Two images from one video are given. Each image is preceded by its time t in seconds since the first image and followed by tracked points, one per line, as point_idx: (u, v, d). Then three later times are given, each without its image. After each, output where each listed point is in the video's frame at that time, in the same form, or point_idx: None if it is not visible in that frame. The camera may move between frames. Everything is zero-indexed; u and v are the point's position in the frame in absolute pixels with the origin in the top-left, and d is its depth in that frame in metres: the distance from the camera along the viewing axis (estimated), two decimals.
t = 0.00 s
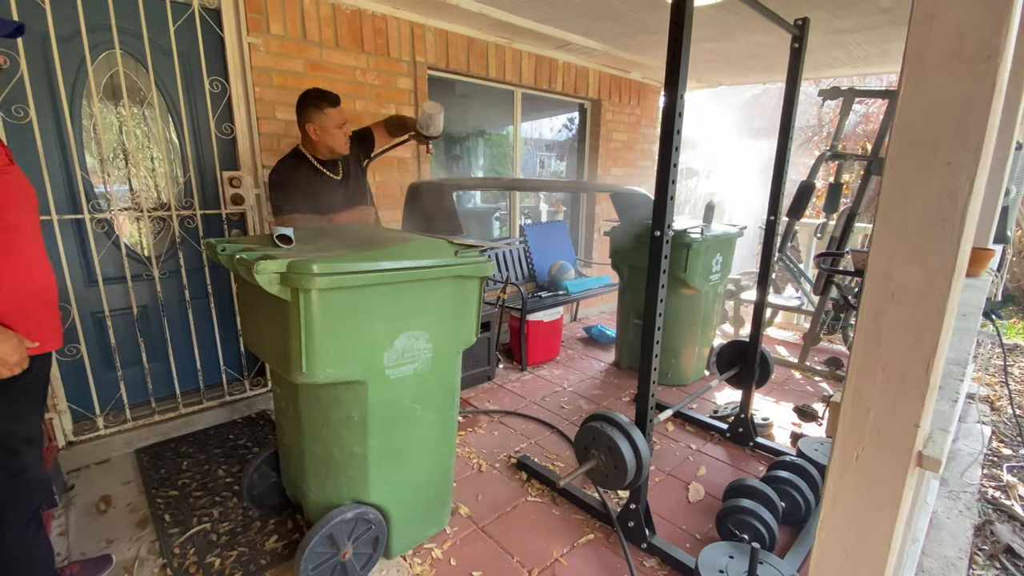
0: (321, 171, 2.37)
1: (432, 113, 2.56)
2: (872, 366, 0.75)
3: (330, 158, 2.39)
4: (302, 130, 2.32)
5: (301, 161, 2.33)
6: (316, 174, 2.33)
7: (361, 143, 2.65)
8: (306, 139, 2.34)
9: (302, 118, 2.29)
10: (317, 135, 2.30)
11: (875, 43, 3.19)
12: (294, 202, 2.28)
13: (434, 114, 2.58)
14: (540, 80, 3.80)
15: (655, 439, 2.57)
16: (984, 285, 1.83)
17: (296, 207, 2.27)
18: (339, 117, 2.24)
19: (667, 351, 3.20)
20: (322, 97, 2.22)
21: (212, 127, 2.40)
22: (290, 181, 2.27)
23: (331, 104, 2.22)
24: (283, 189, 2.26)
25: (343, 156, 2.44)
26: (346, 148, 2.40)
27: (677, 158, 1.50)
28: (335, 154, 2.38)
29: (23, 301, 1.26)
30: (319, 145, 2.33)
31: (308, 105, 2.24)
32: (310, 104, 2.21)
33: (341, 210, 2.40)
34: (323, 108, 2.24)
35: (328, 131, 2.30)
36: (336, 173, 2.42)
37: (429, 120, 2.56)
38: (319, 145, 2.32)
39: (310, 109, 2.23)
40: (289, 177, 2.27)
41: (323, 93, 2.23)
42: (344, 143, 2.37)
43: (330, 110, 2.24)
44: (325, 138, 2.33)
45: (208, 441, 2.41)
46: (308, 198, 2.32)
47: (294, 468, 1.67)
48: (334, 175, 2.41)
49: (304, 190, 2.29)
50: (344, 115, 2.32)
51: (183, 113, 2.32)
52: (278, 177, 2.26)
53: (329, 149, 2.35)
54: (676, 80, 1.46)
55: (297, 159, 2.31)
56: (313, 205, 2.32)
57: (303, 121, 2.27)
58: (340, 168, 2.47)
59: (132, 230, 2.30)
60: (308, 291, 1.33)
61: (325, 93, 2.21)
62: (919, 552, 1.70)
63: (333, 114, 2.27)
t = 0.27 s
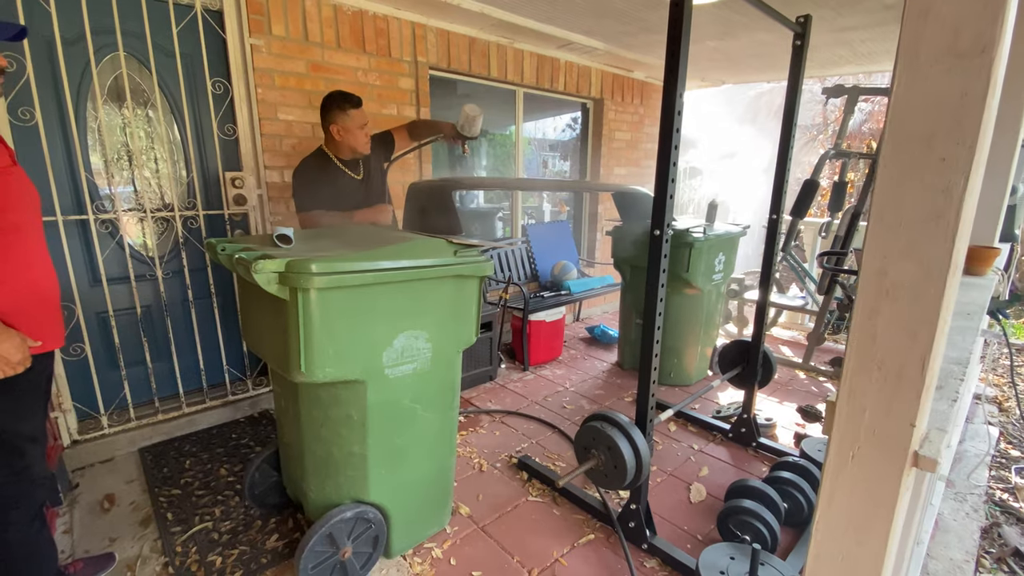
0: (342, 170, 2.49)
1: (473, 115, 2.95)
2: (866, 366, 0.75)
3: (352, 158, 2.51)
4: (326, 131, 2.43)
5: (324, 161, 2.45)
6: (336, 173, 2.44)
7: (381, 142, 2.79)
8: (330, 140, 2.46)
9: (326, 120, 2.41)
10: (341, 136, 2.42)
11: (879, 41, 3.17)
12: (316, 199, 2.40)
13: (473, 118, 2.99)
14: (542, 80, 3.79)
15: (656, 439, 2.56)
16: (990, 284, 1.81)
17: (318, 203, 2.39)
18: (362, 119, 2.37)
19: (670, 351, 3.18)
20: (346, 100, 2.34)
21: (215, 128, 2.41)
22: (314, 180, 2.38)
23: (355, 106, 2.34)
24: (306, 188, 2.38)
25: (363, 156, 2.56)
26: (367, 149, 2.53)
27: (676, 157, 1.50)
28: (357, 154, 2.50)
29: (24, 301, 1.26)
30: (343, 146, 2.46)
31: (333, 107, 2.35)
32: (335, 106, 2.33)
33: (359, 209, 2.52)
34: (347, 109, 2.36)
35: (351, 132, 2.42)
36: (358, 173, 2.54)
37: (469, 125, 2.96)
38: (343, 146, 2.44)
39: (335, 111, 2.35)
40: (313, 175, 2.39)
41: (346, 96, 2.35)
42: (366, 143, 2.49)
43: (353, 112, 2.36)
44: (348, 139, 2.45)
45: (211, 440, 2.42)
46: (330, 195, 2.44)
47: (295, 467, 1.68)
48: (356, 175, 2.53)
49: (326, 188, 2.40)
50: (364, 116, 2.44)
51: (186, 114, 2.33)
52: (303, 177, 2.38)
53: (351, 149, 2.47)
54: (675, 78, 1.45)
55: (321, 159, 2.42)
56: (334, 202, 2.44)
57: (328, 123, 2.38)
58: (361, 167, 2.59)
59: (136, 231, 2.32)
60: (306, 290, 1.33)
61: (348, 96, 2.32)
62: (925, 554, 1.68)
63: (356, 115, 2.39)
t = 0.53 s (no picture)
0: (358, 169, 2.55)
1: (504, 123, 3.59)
2: (854, 371, 0.73)
3: (367, 159, 2.60)
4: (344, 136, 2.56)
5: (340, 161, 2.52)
6: (351, 172, 2.51)
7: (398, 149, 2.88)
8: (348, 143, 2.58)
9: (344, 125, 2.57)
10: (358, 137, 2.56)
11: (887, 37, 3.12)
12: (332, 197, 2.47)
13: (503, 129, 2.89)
14: (545, 80, 3.78)
15: (659, 441, 2.53)
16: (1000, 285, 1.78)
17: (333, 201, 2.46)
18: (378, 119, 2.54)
19: (673, 352, 3.15)
20: (362, 104, 2.53)
21: (216, 130, 2.42)
22: (330, 178, 2.46)
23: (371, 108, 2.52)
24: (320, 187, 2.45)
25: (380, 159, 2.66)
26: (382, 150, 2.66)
27: (674, 155, 1.48)
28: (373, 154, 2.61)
29: (19, 302, 1.27)
30: (360, 147, 2.58)
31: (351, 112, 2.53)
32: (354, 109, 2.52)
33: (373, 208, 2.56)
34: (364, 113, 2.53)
35: (368, 134, 2.56)
36: (373, 173, 2.61)
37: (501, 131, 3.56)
38: (360, 146, 2.57)
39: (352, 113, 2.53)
40: (329, 175, 2.46)
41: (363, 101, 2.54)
42: (381, 144, 2.66)
43: (370, 112, 2.54)
44: (364, 141, 2.59)
45: (212, 440, 2.43)
46: (344, 195, 2.49)
47: (290, 468, 1.68)
48: (371, 175, 2.59)
49: (342, 185, 2.47)
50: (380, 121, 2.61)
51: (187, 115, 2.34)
52: (317, 176, 2.44)
53: (367, 149, 2.60)
54: (672, 75, 1.43)
55: (337, 159, 2.50)
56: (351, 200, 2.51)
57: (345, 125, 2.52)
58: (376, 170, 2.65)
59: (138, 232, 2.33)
60: (298, 291, 1.33)
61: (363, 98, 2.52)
62: (931, 561, 1.64)
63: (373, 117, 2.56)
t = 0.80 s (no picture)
0: (362, 172, 2.57)
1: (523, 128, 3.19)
2: (823, 385, 0.70)
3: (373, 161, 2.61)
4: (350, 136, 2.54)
5: (345, 162, 2.55)
6: (355, 174, 2.55)
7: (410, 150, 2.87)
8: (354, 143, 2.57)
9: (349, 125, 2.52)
10: (364, 139, 2.53)
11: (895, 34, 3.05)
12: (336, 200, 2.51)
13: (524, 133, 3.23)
14: (547, 81, 3.75)
15: (658, 447, 2.49)
16: (1009, 289, 1.73)
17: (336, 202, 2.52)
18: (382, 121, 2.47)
19: (675, 356, 3.10)
20: (367, 104, 2.45)
21: (214, 132, 2.43)
22: (333, 180, 2.52)
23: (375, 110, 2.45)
24: (323, 189, 2.51)
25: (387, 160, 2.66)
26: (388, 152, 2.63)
27: (665, 157, 1.44)
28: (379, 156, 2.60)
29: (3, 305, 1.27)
30: (365, 149, 2.57)
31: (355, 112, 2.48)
32: (358, 112, 2.46)
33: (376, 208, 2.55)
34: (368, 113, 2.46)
35: (373, 136, 2.53)
36: (378, 176, 2.62)
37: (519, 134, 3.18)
38: (364, 148, 2.55)
39: (357, 115, 2.47)
40: (331, 177, 2.52)
41: (366, 101, 2.46)
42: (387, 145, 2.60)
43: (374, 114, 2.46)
44: (370, 142, 2.56)
45: (209, 442, 2.44)
46: (348, 196, 2.54)
47: (278, 472, 1.67)
48: (375, 178, 2.61)
49: (346, 188, 2.51)
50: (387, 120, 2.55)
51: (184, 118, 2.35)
52: (320, 178, 2.51)
53: (373, 151, 2.58)
54: (662, 74, 1.39)
55: (342, 161, 2.54)
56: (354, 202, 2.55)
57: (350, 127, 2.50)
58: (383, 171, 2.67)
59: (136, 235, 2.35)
60: (281, 295, 1.32)
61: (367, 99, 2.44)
62: None
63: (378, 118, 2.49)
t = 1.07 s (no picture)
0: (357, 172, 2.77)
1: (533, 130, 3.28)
2: (771, 407, 0.68)
3: (367, 164, 2.82)
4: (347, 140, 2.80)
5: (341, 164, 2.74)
6: (350, 174, 2.73)
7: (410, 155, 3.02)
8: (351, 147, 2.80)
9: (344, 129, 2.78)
10: (358, 142, 2.80)
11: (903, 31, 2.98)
12: (326, 198, 2.69)
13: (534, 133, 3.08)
14: (548, 82, 3.73)
15: (653, 453, 2.45)
16: (1011, 296, 1.68)
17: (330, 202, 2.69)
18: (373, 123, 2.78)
19: (674, 360, 3.05)
20: (359, 110, 2.76)
21: (209, 135, 2.44)
22: (327, 179, 2.68)
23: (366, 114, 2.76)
24: (317, 189, 2.67)
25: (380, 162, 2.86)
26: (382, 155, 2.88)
27: (649, 160, 1.41)
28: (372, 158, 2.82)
29: None
30: (359, 151, 2.81)
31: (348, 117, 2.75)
32: (349, 116, 2.74)
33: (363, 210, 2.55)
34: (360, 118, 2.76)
35: (366, 138, 2.80)
36: (372, 176, 2.81)
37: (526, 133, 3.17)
38: (358, 151, 2.80)
39: (348, 119, 2.75)
40: (326, 177, 2.68)
41: (360, 109, 2.77)
42: (380, 149, 2.86)
43: (364, 116, 2.77)
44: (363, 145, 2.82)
45: (204, 443, 2.46)
46: (342, 197, 2.72)
47: (262, 476, 1.67)
48: (370, 178, 2.80)
49: (338, 187, 2.70)
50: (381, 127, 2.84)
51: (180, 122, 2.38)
52: (314, 178, 2.66)
53: (367, 154, 2.82)
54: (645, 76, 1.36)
55: (338, 161, 2.73)
56: (345, 201, 2.72)
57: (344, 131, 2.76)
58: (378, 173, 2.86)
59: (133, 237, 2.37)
60: (256, 300, 1.31)
61: (359, 105, 2.75)
62: None
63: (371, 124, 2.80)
